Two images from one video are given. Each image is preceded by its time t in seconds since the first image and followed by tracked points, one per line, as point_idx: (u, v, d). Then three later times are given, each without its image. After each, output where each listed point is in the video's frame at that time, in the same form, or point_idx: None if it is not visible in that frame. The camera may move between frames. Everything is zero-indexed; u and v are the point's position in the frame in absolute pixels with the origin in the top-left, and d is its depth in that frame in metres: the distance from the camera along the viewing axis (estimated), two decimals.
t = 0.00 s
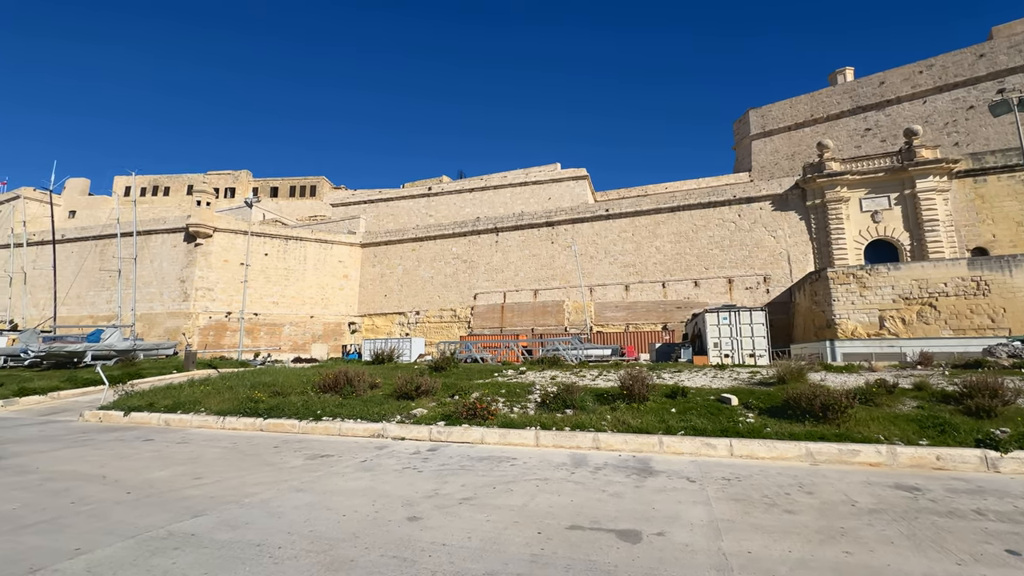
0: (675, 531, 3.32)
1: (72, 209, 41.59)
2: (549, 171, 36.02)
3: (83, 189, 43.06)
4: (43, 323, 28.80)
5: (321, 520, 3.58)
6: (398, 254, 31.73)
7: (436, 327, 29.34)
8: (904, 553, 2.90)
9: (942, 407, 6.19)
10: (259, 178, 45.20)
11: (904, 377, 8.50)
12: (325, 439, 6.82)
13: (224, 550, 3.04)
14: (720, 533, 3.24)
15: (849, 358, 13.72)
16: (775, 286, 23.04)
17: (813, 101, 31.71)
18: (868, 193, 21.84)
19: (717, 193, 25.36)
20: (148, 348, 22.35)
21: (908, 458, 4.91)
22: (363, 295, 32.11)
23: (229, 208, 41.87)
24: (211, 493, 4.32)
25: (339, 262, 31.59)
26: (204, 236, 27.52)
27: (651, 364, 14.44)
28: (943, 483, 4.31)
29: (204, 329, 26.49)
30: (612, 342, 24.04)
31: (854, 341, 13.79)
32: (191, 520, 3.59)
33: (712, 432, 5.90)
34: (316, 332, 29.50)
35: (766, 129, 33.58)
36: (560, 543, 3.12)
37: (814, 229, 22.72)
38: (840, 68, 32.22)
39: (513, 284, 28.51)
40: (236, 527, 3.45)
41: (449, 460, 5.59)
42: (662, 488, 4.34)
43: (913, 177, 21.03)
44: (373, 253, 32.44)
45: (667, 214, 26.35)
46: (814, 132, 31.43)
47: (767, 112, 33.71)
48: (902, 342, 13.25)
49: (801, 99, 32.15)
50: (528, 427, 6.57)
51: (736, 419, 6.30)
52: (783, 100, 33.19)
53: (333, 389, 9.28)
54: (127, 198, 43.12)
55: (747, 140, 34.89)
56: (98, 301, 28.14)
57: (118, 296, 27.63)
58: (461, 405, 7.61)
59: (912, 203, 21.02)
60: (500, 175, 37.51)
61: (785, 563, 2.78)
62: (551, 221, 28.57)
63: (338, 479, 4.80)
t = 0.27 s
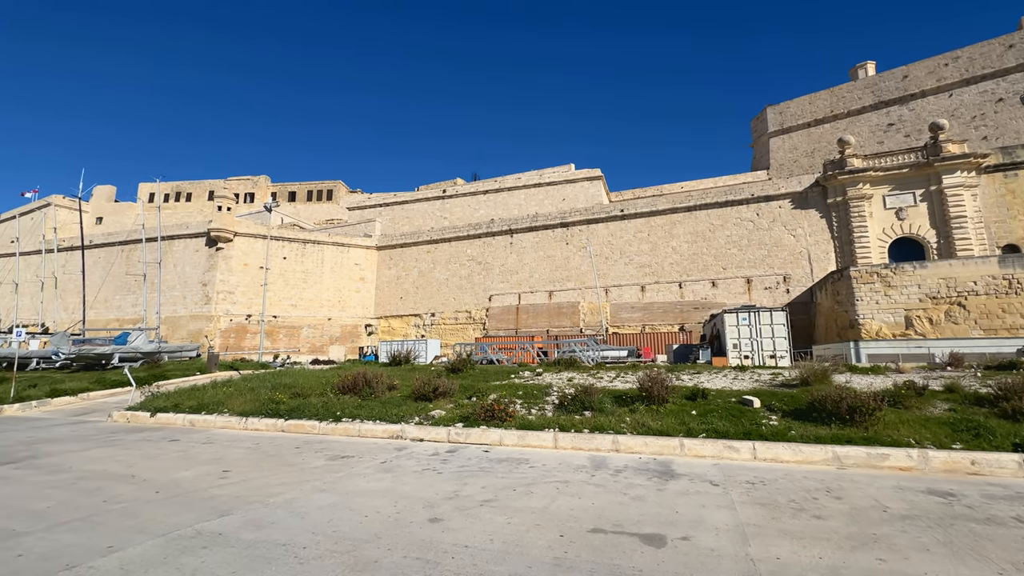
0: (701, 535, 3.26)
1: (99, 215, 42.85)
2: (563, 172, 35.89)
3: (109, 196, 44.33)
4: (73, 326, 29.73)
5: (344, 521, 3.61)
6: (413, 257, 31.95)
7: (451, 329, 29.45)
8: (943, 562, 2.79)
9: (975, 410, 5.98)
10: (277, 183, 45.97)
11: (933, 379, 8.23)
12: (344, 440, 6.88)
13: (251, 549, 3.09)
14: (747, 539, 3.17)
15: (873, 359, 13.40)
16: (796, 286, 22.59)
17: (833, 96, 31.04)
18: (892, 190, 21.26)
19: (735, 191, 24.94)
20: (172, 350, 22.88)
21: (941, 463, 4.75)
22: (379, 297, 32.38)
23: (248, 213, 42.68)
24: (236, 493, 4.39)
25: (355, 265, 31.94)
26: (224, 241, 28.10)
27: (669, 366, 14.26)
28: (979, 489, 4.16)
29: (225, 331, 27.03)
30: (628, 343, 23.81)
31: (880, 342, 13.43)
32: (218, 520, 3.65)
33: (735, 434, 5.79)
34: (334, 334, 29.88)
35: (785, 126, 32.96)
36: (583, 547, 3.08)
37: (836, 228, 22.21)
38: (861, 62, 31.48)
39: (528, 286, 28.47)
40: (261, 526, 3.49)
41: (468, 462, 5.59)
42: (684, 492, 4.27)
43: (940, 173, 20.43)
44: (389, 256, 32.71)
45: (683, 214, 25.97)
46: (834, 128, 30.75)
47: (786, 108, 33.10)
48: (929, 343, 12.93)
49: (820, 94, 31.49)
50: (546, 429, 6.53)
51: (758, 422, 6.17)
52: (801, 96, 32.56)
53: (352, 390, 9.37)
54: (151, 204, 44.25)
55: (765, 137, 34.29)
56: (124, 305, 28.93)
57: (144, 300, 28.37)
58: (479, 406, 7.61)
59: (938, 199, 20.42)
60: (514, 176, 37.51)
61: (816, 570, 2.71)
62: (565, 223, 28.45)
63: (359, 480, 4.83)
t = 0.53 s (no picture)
0: (732, 541, 3.18)
1: (133, 222, 44.50)
2: (582, 171, 35.64)
3: (142, 203, 46.03)
4: (110, 329, 30.95)
5: (371, 521, 3.64)
6: (433, 259, 32.19)
7: (471, 330, 29.57)
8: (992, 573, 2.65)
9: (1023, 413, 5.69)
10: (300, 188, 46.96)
11: (975, 381, 7.87)
12: (369, 441, 6.97)
13: (282, 547, 3.14)
14: (780, 545, 3.08)
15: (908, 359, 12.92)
16: (824, 284, 21.94)
17: (862, 89, 30.07)
18: (926, 184, 20.44)
19: (759, 188, 24.35)
20: (202, 351, 23.59)
21: (986, 468, 4.54)
22: (400, 299, 32.70)
23: (273, 218, 43.72)
24: (266, 492, 4.49)
25: (377, 267, 32.36)
26: (251, 245, 28.84)
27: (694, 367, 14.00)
28: None
29: (252, 333, 27.75)
30: (650, 344, 23.49)
31: (916, 342, 13.04)
32: (250, 517, 3.74)
33: (764, 437, 5.65)
34: (356, 335, 30.35)
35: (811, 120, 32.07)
36: (611, 551, 3.04)
37: (866, 224, 21.48)
38: (891, 52, 30.42)
39: (547, 286, 28.37)
40: (291, 525, 3.56)
41: (492, 463, 5.59)
42: (713, 496, 4.17)
43: (978, 165, 19.58)
44: (409, 258, 33.03)
45: (706, 212, 25.44)
46: (863, 121, 29.77)
47: (811, 102, 32.20)
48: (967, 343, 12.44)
49: (848, 87, 30.55)
50: (569, 430, 6.49)
51: (789, 424, 6.01)
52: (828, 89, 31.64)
53: (376, 391, 9.49)
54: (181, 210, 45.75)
55: (789, 132, 33.42)
56: (157, 308, 29.96)
57: (175, 303, 29.34)
58: (501, 408, 7.61)
59: (976, 192, 19.57)
60: (532, 177, 37.46)
61: None
62: (584, 222, 28.25)
63: (384, 480, 4.88)
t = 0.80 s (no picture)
0: (768, 546, 3.09)
1: (171, 229, 46.38)
2: (604, 170, 35.28)
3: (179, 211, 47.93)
4: (150, 331, 32.34)
5: (401, 519, 3.69)
6: (457, 260, 32.42)
7: (495, 331, 29.64)
8: None
9: None
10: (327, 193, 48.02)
11: None
12: (397, 440, 7.07)
13: (316, 544, 3.21)
14: (819, 551, 2.97)
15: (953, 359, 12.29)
16: (860, 281, 21.10)
17: (898, 77, 28.83)
18: (970, 174, 19.42)
19: (790, 183, 23.59)
20: (236, 353, 24.40)
21: None
22: (424, 300, 33.04)
23: (301, 222, 44.85)
24: (298, 489, 4.60)
25: (401, 269, 32.79)
26: (281, 249, 29.67)
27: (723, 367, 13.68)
28: None
29: (283, 335, 28.52)
30: (677, 344, 23.05)
31: (961, 341, 12.40)
32: (285, 514, 3.84)
33: (799, 440, 5.47)
34: (383, 336, 30.85)
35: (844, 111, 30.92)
36: (642, 554, 3.00)
37: (905, 218, 20.57)
38: (930, 38, 29.04)
39: (571, 286, 28.19)
40: (324, 522, 3.63)
41: (518, 463, 5.59)
42: (746, 500, 4.06)
43: None
44: (433, 260, 33.34)
45: (733, 208, 24.78)
46: (901, 111, 28.52)
47: (844, 93, 31.05)
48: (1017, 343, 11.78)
49: (884, 76, 29.34)
50: (596, 431, 6.43)
51: (825, 426, 5.81)
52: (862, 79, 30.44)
53: (402, 392, 9.61)
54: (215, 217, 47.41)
55: (821, 124, 32.30)
56: (194, 311, 31.14)
57: (211, 306, 30.44)
58: (527, 408, 7.59)
59: None
60: (555, 176, 37.30)
61: None
62: (608, 222, 27.96)
63: (413, 480, 4.93)
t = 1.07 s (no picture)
0: (803, 552, 2.98)
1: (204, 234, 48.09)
2: (627, 168, 34.85)
3: (212, 216, 49.68)
4: (187, 333, 33.61)
5: (427, 518, 3.73)
6: (479, 261, 32.56)
7: (518, 331, 29.64)
8: None
9: None
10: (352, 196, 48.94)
11: None
12: (422, 440, 7.14)
13: (345, 541, 3.27)
14: (857, 559, 2.86)
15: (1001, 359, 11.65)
16: (898, 278, 20.24)
17: (937, 64, 27.55)
18: (1018, 163, 18.16)
19: (821, 177, 22.81)
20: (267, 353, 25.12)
21: None
22: (448, 301, 33.31)
23: (328, 226, 45.85)
24: (328, 487, 4.70)
25: (425, 271, 33.13)
26: (309, 252, 30.42)
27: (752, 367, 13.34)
28: None
29: (311, 336, 29.20)
30: (704, 344, 22.58)
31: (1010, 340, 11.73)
32: (315, 511, 3.92)
33: (834, 442, 5.28)
34: (407, 337, 31.26)
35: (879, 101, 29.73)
36: (671, 558, 2.94)
37: (946, 211, 19.59)
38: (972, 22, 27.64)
39: (595, 286, 27.95)
40: (353, 520, 3.70)
41: (543, 464, 5.57)
42: (780, 504, 3.94)
43: None
44: (456, 261, 33.58)
45: (761, 204, 24.11)
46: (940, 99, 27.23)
47: (878, 82, 29.85)
48: None
49: (921, 63, 28.09)
50: (622, 432, 6.35)
51: (862, 429, 5.59)
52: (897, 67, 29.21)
53: (428, 392, 9.71)
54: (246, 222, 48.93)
55: (854, 115, 31.14)
56: (227, 314, 32.23)
57: (243, 308, 31.45)
58: (551, 409, 7.57)
59: None
60: (577, 176, 37.06)
61: None
62: (632, 220, 27.60)
63: (439, 479, 4.98)
